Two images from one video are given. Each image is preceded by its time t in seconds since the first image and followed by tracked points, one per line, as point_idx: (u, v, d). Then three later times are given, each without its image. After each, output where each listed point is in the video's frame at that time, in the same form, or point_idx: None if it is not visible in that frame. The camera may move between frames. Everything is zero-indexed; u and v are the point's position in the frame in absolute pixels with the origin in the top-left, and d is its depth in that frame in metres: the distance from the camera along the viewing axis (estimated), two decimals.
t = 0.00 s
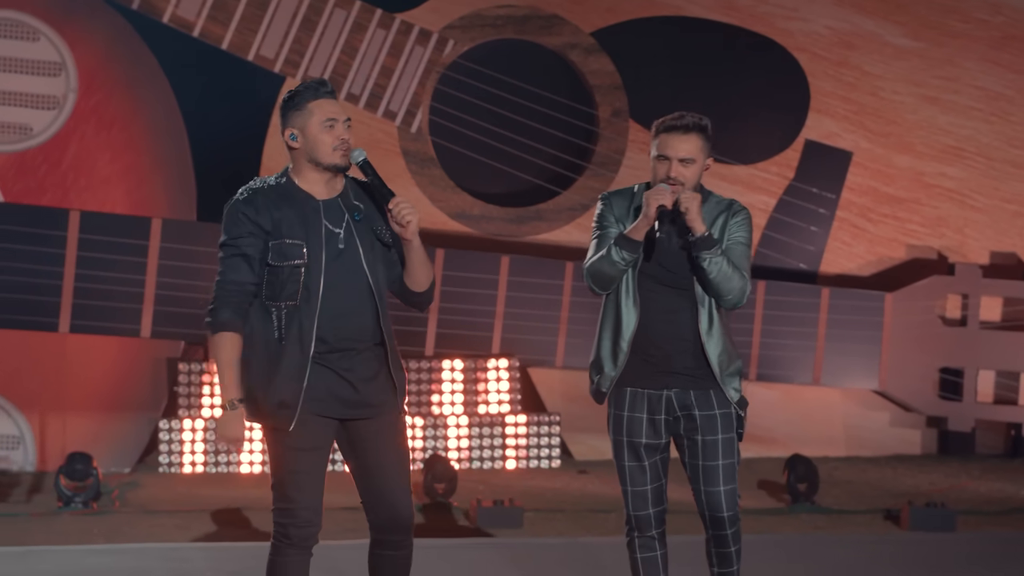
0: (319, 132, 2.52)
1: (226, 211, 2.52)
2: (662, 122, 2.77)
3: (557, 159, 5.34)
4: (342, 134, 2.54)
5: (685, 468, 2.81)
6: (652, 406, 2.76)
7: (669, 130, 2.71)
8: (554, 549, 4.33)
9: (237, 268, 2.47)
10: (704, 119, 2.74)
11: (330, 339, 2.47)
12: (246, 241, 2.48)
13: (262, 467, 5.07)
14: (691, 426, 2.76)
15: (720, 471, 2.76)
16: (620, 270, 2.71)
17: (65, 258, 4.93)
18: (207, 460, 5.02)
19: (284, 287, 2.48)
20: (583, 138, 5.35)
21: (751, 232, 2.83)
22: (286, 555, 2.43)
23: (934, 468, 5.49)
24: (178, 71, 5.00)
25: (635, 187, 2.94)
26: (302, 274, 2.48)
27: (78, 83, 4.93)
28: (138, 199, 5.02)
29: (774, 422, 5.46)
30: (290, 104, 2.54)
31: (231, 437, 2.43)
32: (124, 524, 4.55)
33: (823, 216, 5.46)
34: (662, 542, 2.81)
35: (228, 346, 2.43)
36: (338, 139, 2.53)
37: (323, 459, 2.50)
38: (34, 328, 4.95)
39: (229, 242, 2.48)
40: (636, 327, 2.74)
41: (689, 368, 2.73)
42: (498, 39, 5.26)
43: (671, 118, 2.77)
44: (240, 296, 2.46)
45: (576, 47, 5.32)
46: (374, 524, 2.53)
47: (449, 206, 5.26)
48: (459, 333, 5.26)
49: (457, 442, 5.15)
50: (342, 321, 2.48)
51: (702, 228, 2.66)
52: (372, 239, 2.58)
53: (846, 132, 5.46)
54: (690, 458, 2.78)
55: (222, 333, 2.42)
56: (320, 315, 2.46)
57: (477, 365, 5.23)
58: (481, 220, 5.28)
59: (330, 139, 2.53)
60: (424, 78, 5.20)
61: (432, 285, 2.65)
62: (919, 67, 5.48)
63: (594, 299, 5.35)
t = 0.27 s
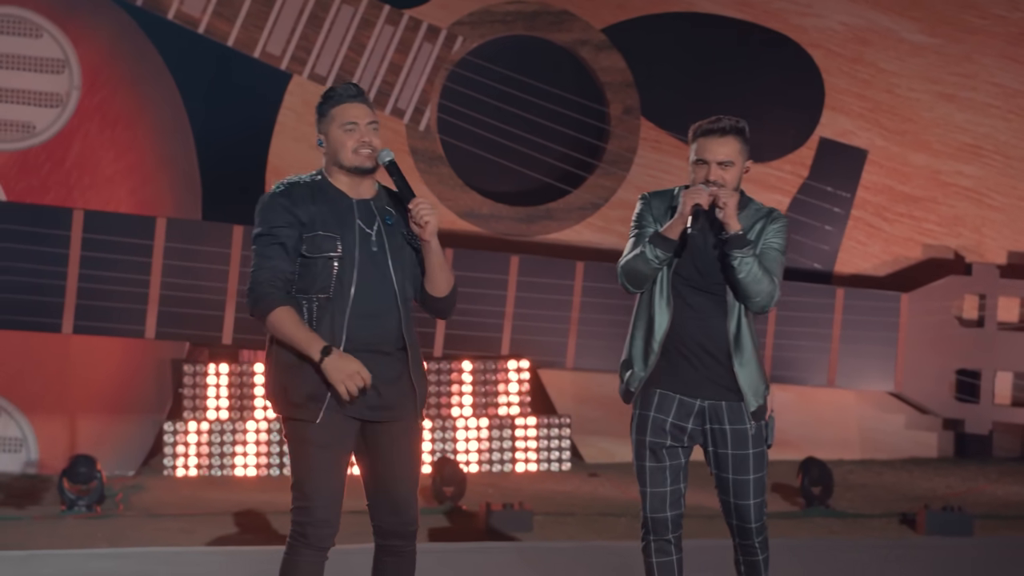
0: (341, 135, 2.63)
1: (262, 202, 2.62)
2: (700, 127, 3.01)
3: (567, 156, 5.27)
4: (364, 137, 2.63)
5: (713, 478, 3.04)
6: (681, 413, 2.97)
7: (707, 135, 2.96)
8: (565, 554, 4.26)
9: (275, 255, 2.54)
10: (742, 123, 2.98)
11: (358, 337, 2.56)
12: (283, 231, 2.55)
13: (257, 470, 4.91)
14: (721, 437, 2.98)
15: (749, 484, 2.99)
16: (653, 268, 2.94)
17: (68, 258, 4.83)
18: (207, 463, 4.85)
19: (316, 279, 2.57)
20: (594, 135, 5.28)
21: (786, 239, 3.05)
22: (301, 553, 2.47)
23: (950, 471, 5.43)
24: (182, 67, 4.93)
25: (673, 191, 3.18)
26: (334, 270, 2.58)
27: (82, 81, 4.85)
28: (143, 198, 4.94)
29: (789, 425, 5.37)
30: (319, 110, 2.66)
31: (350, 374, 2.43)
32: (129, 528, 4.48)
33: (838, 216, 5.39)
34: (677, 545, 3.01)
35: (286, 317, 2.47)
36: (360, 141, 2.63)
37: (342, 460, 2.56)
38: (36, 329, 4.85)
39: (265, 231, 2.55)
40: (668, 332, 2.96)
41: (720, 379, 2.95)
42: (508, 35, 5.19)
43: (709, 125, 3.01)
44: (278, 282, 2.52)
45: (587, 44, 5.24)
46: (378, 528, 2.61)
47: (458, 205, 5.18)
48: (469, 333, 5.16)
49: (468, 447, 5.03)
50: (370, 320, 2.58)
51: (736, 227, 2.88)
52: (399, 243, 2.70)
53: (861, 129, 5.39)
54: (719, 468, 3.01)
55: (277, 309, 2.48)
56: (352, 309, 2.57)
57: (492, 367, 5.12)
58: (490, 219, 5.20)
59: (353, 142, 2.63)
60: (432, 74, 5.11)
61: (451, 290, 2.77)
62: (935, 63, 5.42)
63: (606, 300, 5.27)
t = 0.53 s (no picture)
0: (381, 147, 2.68)
1: (296, 202, 2.63)
2: (733, 127, 3.07)
3: (572, 156, 5.19)
4: (405, 150, 2.69)
5: (740, 481, 3.09)
6: (710, 413, 3.03)
7: (740, 134, 3.02)
8: (570, 561, 4.22)
9: (309, 260, 2.56)
10: (774, 124, 3.03)
11: (377, 346, 2.62)
12: (321, 238, 2.58)
13: (255, 474, 4.83)
14: (750, 438, 3.03)
15: (774, 487, 3.04)
16: (689, 265, 2.98)
17: (67, 259, 4.76)
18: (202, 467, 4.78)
19: (341, 290, 2.61)
20: (599, 134, 5.20)
21: (818, 243, 3.09)
22: (314, 554, 2.52)
23: (962, 475, 5.36)
24: (182, 66, 4.86)
25: (706, 192, 3.23)
26: (359, 283, 2.61)
27: (80, 79, 4.76)
28: (142, 197, 4.85)
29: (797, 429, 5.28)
30: (359, 118, 2.71)
31: (347, 423, 2.52)
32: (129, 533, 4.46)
33: (847, 216, 5.31)
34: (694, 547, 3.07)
35: (316, 338, 2.50)
36: (401, 154, 2.68)
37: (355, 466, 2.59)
38: (32, 330, 4.75)
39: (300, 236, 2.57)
40: (699, 334, 3.00)
41: (751, 381, 3.00)
42: (512, 32, 5.12)
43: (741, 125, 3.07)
44: (312, 292, 2.54)
45: (592, 41, 5.17)
46: (394, 531, 2.66)
47: (461, 206, 5.07)
48: (473, 334, 5.06)
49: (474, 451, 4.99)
50: (388, 335, 2.62)
51: (772, 232, 2.94)
52: (422, 261, 2.75)
53: (871, 128, 5.33)
54: (746, 470, 3.06)
55: (311, 328, 2.49)
56: (373, 324, 2.60)
57: (498, 369, 5.06)
58: (494, 219, 5.10)
59: (393, 154, 2.68)
60: (436, 73, 5.04)
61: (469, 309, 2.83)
62: (946, 61, 5.38)
63: (612, 302, 5.22)
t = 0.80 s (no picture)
0: (384, 147, 2.61)
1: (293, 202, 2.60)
2: (748, 126, 3.01)
3: (573, 156, 5.13)
4: (408, 151, 2.62)
5: (754, 483, 3.02)
6: (727, 413, 2.97)
7: (756, 133, 2.97)
8: (572, 567, 4.14)
9: (297, 259, 2.51)
10: (790, 125, 2.98)
11: (371, 347, 2.55)
12: (311, 238, 2.53)
13: (245, 478, 4.80)
14: (766, 438, 2.96)
15: (789, 488, 2.97)
16: (709, 259, 2.93)
17: (60, 259, 4.69)
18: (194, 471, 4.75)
19: (333, 290, 2.55)
20: (600, 133, 5.13)
21: (836, 253, 3.03)
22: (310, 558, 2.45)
23: (968, 479, 5.28)
24: (177, 63, 4.78)
25: (723, 194, 3.16)
26: (352, 283, 2.55)
27: (74, 77, 4.70)
28: (137, 197, 4.77)
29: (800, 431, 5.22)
30: (365, 118, 2.65)
31: (333, 412, 2.43)
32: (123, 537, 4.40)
33: (852, 215, 5.26)
34: (703, 550, 3.00)
35: (299, 334, 2.46)
36: (403, 155, 2.61)
37: (353, 467, 2.53)
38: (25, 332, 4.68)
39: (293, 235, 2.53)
40: (718, 334, 2.95)
41: (768, 382, 2.94)
42: (512, 30, 5.05)
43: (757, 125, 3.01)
44: (298, 290, 2.50)
45: (594, 39, 5.10)
46: (395, 534, 2.59)
47: (460, 205, 5.00)
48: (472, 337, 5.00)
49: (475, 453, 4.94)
50: (383, 336, 2.55)
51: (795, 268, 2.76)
52: (424, 263, 2.67)
53: (876, 127, 5.27)
54: (760, 472, 2.99)
55: (292, 323, 2.45)
56: (365, 325, 2.53)
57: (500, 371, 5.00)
58: (494, 219, 5.03)
59: (395, 155, 2.61)
60: (434, 71, 4.97)
61: (467, 313, 2.74)
62: (952, 59, 5.31)
63: (613, 302, 5.16)
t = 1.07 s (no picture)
0: (374, 129, 2.65)
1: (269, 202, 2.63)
2: (750, 125, 2.96)
3: (573, 154, 5.05)
4: (397, 134, 2.67)
5: (758, 488, 2.95)
6: (732, 417, 2.90)
7: (758, 132, 2.91)
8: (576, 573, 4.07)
9: (274, 256, 2.55)
10: (792, 125, 2.93)
11: (358, 336, 2.56)
12: (285, 232, 2.57)
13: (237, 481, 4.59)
14: (771, 443, 2.90)
15: (792, 494, 2.90)
16: (711, 260, 2.84)
17: (53, 259, 4.61)
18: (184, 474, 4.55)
19: (316, 281, 2.58)
20: (600, 131, 5.06)
21: (844, 259, 2.97)
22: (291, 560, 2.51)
23: (974, 482, 5.23)
24: (171, 60, 4.71)
25: (725, 198, 3.10)
26: (334, 271, 2.58)
27: (67, 74, 4.62)
28: (131, 197, 4.70)
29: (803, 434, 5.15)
30: (348, 101, 2.69)
31: (294, 406, 2.44)
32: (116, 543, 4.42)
33: (856, 215, 5.18)
34: (706, 555, 2.94)
35: (269, 328, 2.48)
36: (393, 138, 2.66)
37: (338, 466, 2.56)
38: (17, 333, 4.60)
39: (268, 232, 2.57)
40: (725, 338, 2.88)
41: (772, 386, 2.87)
42: (511, 27, 4.97)
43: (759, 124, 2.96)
44: (276, 286, 2.53)
45: (594, 36, 5.03)
46: (378, 532, 2.62)
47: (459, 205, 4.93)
48: (471, 338, 4.93)
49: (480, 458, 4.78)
50: (370, 321, 2.57)
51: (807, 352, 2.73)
52: (411, 244, 2.69)
53: (880, 125, 5.20)
54: (765, 476, 2.92)
55: (263, 316, 2.48)
56: (350, 313, 2.56)
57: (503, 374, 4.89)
58: (494, 219, 4.96)
59: (384, 138, 2.66)
60: (432, 68, 4.90)
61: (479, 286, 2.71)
62: (957, 56, 5.25)
63: (614, 303, 5.09)
